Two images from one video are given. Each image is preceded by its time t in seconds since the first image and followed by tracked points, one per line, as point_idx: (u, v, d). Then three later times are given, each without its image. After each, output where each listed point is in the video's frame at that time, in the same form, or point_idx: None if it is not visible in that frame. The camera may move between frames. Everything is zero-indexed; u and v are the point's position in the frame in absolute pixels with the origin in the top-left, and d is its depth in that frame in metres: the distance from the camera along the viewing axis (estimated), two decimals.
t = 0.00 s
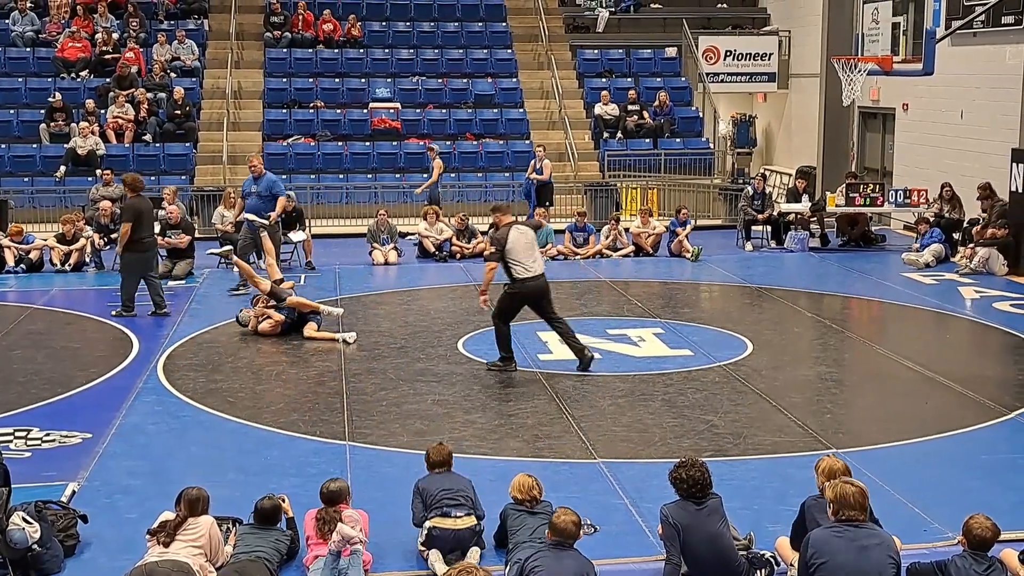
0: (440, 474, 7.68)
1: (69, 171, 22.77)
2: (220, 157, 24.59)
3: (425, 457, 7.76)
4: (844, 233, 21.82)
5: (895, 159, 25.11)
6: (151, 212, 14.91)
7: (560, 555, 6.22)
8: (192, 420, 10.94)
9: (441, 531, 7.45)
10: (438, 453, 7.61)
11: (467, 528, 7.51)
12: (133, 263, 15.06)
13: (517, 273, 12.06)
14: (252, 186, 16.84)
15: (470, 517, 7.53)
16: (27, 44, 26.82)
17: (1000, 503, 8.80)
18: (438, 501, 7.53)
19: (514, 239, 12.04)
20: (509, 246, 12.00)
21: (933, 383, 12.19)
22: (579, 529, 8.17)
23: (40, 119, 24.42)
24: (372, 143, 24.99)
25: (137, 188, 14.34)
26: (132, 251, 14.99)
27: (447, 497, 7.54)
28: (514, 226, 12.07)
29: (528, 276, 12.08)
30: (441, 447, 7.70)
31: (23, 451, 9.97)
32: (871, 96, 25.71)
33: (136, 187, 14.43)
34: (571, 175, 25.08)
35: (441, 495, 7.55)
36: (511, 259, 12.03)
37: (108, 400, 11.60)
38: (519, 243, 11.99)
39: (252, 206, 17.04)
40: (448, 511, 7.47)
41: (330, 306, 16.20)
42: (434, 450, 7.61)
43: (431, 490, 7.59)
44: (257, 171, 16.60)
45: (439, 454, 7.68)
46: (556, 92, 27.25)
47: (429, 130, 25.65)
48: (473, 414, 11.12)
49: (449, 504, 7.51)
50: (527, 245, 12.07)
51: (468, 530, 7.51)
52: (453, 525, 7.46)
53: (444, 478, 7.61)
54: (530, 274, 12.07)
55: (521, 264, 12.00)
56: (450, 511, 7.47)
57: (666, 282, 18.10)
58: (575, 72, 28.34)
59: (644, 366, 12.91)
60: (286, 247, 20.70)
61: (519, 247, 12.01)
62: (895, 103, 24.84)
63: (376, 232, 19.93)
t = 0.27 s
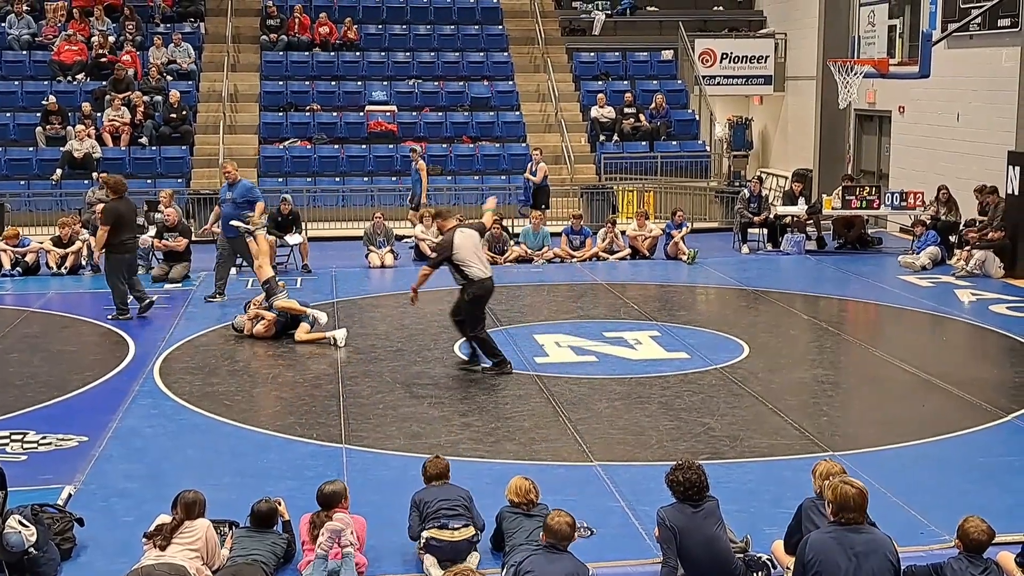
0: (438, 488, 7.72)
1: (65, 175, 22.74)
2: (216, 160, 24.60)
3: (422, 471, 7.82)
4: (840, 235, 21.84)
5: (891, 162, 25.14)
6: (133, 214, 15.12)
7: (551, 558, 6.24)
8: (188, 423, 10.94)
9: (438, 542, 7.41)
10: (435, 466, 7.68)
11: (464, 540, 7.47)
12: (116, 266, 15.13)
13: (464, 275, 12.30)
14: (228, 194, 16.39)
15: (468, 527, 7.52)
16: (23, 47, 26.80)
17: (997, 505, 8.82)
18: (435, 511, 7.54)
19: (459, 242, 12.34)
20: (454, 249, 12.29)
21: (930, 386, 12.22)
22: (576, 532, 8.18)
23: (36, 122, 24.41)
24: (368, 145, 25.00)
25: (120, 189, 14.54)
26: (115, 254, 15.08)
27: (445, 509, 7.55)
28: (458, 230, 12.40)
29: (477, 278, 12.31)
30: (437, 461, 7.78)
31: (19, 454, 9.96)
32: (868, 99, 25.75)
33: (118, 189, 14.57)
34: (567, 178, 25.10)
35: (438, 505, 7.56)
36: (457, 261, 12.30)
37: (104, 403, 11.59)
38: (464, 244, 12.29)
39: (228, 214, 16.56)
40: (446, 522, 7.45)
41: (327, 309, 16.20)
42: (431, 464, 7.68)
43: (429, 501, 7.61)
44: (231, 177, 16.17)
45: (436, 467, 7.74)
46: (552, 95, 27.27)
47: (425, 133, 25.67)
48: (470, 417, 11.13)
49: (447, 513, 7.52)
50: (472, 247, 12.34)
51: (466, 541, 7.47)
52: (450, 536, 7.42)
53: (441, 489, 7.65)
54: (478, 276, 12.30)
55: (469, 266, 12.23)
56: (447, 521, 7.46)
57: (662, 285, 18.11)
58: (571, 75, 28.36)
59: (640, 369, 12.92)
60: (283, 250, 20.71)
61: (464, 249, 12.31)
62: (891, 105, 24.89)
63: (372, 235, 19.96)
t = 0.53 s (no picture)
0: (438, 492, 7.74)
1: (64, 177, 22.72)
2: (214, 162, 24.60)
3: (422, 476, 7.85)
4: (838, 238, 21.84)
5: (889, 164, 25.16)
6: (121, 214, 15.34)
7: (545, 563, 6.24)
8: (186, 425, 10.93)
9: (439, 541, 7.42)
10: (436, 471, 7.70)
11: (465, 540, 7.49)
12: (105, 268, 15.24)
13: (402, 280, 12.17)
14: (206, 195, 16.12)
15: (468, 528, 7.53)
16: (22, 50, 26.81)
17: (995, 507, 8.83)
18: (435, 512, 7.56)
19: (402, 246, 12.15)
20: (397, 253, 12.10)
21: (928, 388, 12.22)
22: (575, 534, 8.17)
23: (35, 124, 24.41)
24: (367, 148, 25.00)
25: (109, 189, 14.74)
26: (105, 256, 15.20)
27: (446, 510, 7.57)
28: (401, 233, 12.18)
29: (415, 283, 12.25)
30: (438, 465, 7.81)
31: (16, 456, 9.96)
32: (866, 101, 25.77)
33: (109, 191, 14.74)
34: (565, 181, 25.10)
35: (439, 507, 7.58)
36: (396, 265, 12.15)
37: (102, 406, 11.58)
38: (403, 249, 12.12)
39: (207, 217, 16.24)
40: (447, 522, 7.47)
41: (325, 311, 16.20)
42: (432, 468, 7.70)
43: (429, 503, 7.62)
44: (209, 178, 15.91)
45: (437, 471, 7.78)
46: (550, 97, 27.28)
47: (423, 135, 25.68)
48: (468, 419, 11.12)
49: (447, 514, 7.54)
50: (413, 252, 12.23)
51: (467, 541, 7.49)
52: (452, 535, 7.43)
53: (442, 492, 7.67)
54: (417, 282, 12.25)
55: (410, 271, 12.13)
56: (448, 521, 7.48)
57: (660, 287, 18.11)
58: (570, 77, 28.37)
59: (638, 371, 12.91)
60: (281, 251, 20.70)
61: (404, 253, 12.13)
62: (889, 108, 24.90)
63: (371, 237, 19.96)
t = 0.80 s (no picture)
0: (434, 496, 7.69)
1: (62, 178, 22.69)
2: (213, 164, 24.61)
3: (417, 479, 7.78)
4: (836, 240, 21.85)
5: (887, 166, 25.18)
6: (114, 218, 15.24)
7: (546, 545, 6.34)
8: (185, 427, 10.93)
9: (435, 546, 7.41)
10: (431, 476, 7.63)
11: (462, 544, 7.46)
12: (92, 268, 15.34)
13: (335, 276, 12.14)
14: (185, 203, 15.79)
15: (464, 532, 7.50)
16: (20, 51, 26.80)
17: (994, 509, 8.84)
18: (430, 517, 7.52)
19: (334, 244, 12.15)
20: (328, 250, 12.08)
21: (926, 390, 12.24)
22: (572, 536, 8.18)
23: (33, 126, 24.39)
24: (365, 150, 25.02)
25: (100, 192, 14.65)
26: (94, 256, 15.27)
27: (441, 514, 7.53)
28: (334, 231, 12.17)
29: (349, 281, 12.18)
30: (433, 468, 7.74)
31: (14, 458, 9.95)
32: (864, 103, 25.81)
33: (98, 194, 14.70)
34: (563, 183, 25.11)
35: (433, 512, 7.54)
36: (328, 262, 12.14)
37: (100, 407, 11.59)
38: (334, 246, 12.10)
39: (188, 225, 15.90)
40: (442, 527, 7.45)
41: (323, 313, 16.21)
42: (426, 474, 7.63)
43: (424, 509, 7.58)
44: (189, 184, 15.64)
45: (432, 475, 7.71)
46: (548, 99, 27.30)
47: (421, 137, 25.69)
48: (466, 421, 11.13)
49: (442, 519, 7.50)
50: (348, 250, 12.19)
51: (463, 545, 7.46)
52: (447, 540, 7.41)
53: (437, 497, 7.62)
54: (350, 280, 12.16)
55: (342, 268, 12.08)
56: (443, 526, 7.45)
57: (658, 289, 18.12)
58: (568, 79, 28.39)
59: (636, 373, 12.92)
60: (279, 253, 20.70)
61: (335, 249, 12.12)
62: (887, 110, 24.94)
63: (369, 239, 19.97)
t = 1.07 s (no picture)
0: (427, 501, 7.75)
1: (61, 180, 22.67)
2: (212, 165, 24.62)
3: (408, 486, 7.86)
4: (835, 241, 21.86)
5: (886, 168, 25.19)
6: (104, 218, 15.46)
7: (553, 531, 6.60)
8: (184, 428, 10.94)
9: (429, 548, 7.41)
10: (422, 481, 7.72)
11: (456, 544, 7.46)
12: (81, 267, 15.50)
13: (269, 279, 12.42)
14: (169, 205, 15.66)
15: (456, 531, 7.52)
16: (18, 53, 26.79)
17: (992, 511, 8.86)
18: (423, 520, 7.55)
19: (268, 246, 12.43)
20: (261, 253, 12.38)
21: (924, 392, 12.25)
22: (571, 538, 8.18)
23: (31, 127, 24.39)
24: (364, 151, 25.03)
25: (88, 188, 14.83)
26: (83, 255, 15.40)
27: (433, 517, 7.57)
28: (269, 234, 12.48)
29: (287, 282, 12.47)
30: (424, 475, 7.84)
31: (13, 459, 9.96)
32: (863, 105, 25.83)
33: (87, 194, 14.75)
34: (562, 184, 25.10)
35: (427, 514, 7.58)
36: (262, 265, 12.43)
37: (99, 409, 11.59)
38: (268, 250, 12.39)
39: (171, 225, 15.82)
40: (434, 528, 7.48)
41: (321, 315, 16.21)
42: (417, 479, 7.72)
43: (416, 512, 7.62)
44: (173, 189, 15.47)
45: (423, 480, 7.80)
46: (547, 101, 27.31)
47: (420, 139, 25.69)
48: (464, 422, 11.13)
49: (435, 521, 7.54)
50: (282, 253, 12.47)
51: (457, 544, 7.46)
52: (441, 541, 7.42)
53: (429, 500, 7.67)
54: (285, 281, 12.45)
55: (275, 271, 12.36)
56: (436, 527, 7.48)
57: (657, 290, 18.12)
58: (567, 81, 28.40)
59: (635, 375, 12.93)
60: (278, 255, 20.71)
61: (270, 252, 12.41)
62: (886, 112, 24.95)
63: (369, 241, 19.96)
